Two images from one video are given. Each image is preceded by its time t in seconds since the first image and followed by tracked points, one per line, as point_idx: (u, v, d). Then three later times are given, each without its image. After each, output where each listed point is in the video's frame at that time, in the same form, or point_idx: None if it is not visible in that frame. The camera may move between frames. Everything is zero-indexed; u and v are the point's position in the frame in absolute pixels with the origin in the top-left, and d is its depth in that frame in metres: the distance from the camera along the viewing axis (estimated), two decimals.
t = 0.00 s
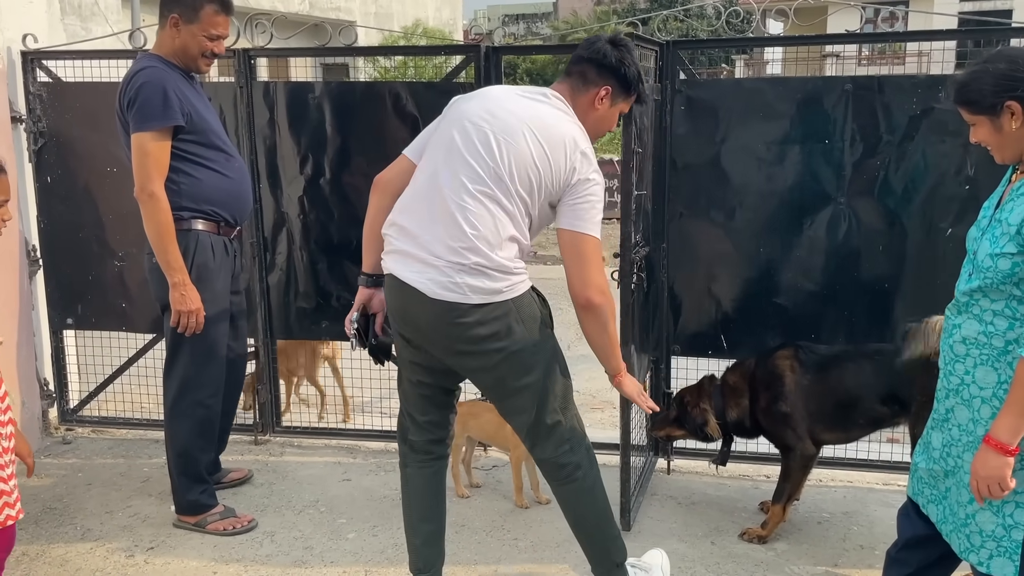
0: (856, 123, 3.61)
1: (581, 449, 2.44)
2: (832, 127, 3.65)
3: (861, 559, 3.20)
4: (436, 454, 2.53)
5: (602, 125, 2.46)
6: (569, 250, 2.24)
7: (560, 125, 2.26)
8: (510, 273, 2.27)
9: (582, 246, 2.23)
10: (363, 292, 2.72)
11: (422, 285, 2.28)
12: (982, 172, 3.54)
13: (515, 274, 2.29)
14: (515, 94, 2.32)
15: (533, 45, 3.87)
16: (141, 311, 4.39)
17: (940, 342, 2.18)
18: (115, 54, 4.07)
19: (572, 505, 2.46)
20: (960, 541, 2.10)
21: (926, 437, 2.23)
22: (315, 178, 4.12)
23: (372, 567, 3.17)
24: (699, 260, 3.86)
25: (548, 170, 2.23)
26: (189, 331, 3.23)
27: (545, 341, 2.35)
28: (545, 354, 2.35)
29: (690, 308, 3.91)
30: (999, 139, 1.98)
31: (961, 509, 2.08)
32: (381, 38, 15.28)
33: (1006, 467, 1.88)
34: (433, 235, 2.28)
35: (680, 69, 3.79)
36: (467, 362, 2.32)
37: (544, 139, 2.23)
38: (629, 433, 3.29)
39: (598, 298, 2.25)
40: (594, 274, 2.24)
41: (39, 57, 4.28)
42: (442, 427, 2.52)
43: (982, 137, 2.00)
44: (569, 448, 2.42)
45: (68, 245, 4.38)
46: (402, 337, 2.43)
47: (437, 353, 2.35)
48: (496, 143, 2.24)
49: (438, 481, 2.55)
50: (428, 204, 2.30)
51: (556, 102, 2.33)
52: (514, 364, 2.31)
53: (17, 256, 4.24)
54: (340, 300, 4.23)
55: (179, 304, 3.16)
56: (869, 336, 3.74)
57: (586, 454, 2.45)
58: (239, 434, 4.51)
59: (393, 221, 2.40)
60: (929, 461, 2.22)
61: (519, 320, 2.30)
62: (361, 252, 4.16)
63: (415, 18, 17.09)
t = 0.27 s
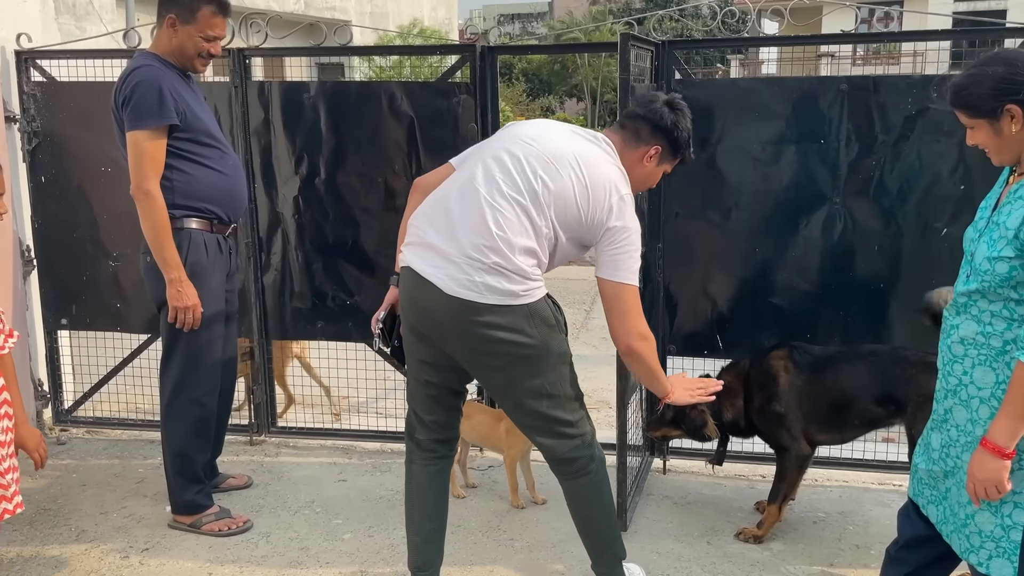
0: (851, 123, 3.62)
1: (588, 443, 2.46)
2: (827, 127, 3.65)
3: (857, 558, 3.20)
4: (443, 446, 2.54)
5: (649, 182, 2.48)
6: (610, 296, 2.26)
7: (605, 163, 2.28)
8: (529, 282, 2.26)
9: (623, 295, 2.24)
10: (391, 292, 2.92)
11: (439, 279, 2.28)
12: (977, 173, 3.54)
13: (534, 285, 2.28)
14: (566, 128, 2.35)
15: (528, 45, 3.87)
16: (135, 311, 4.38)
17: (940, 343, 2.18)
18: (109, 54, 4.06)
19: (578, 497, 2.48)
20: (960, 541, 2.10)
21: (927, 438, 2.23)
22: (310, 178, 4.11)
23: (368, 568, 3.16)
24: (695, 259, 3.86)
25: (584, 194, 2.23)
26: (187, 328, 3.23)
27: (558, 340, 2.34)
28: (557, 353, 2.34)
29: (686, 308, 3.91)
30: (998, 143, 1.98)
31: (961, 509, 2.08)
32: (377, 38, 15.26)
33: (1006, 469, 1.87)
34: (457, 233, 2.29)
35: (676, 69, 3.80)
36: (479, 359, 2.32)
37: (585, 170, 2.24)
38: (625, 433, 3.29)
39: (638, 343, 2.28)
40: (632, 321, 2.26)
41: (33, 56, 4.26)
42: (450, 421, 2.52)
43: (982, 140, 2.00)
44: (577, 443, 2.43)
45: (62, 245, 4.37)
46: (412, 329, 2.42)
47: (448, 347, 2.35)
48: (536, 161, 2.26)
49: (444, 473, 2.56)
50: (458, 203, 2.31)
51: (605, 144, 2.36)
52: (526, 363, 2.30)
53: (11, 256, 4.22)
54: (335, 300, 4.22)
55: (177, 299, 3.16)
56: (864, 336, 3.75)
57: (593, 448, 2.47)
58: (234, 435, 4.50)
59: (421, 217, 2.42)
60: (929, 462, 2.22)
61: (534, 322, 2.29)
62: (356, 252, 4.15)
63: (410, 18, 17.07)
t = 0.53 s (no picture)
0: (846, 123, 3.62)
1: (614, 437, 2.48)
2: (822, 127, 3.65)
3: (852, 558, 3.21)
4: (459, 447, 2.51)
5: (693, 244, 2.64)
6: (656, 347, 2.40)
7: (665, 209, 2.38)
8: (569, 285, 2.28)
9: (668, 349, 2.38)
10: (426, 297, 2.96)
11: (484, 265, 2.31)
12: (972, 172, 3.55)
13: (573, 290, 2.29)
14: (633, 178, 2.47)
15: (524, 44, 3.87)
16: (130, 310, 4.37)
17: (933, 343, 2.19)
18: (104, 53, 4.05)
19: (601, 491, 2.50)
20: (953, 541, 2.11)
21: (919, 437, 2.24)
22: (305, 177, 4.11)
23: (363, 568, 3.16)
24: (692, 259, 3.86)
25: (640, 222, 2.30)
26: (175, 321, 3.21)
27: (591, 336, 2.36)
28: (590, 349, 2.35)
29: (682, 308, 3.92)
30: (996, 144, 1.98)
31: (954, 510, 2.09)
32: (374, 37, 15.24)
33: (1004, 470, 1.88)
34: (510, 227, 2.33)
35: (671, 68, 3.80)
36: (514, 352, 2.32)
37: (644, 206, 2.33)
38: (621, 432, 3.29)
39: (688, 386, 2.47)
40: (676, 369, 2.41)
41: (28, 55, 4.25)
42: (469, 421, 2.49)
43: (979, 140, 2.00)
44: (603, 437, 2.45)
45: (56, 244, 4.36)
46: (443, 320, 2.41)
47: (480, 340, 2.34)
48: (601, 186, 2.35)
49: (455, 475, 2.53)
50: (516, 203, 2.38)
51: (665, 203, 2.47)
52: (560, 358, 2.31)
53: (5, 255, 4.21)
54: (331, 300, 4.21)
55: (161, 294, 3.14)
56: (860, 336, 3.75)
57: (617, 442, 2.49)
58: (229, 435, 4.49)
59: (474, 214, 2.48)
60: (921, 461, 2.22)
61: (573, 319, 2.30)
62: (352, 252, 4.14)
63: (407, 17, 17.05)
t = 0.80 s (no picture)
0: (843, 122, 3.62)
1: (626, 437, 2.45)
2: (819, 127, 3.65)
3: (848, 558, 3.20)
4: (465, 449, 2.45)
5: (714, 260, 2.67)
6: (655, 359, 2.38)
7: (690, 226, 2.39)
8: (595, 285, 2.24)
9: (666, 361, 2.36)
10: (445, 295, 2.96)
11: (512, 258, 2.26)
12: (969, 172, 3.55)
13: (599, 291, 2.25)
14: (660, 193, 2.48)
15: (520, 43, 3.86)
16: (126, 310, 4.35)
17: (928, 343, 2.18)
18: (99, 51, 4.04)
19: (609, 491, 2.48)
20: (947, 541, 2.10)
21: (913, 437, 2.23)
22: (301, 177, 4.09)
23: (358, 568, 3.15)
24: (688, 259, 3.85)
25: (669, 232, 2.30)
26: (153, 314, 3.19)
27: (612, 335, 2.31)
28: (610, 348, 2.31)
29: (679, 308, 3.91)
30: (995, 143, 1.98)
31: (948, 510, 2.08)
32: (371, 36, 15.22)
33: (1001, 471, 1.87)
34: (539, 223, 2.30)
35: (668, 67, 3.80)
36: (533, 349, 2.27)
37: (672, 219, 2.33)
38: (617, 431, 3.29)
39: (674, 402, 2.43)
40: (671, 382, 2.39)
41: (23, 53, 4.23)
42: (478, 422, 2.43)
43: (978, 139, 2.00)
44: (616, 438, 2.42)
45: (51, 243, 4.34)
46: (461, 314, 2.36)
47: (499, 335, 2.29)
48: (631, 193, 2.35)
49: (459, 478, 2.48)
50: (546, 200, 2.35)
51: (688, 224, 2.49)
52: (580, 356, 2.27)
53: None
54: (327, 299, 4.20)
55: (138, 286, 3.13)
56: (856, 336, 3.75)
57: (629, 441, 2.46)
58: (225, 435, 4.48)
59: (499, 211, 2.44)
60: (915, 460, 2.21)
61: (596, 317, 2.26)
62: (348, 251, 4.13)
63: (404, 16, 17.03)
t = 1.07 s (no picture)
0: (842, 122, 3.62)
1: (629, 438, 2.45)
2: (818, 126, 3.65)
3: (847, 558, 3.20)
4: (471, 447, 2.43)
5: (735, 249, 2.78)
6: (664, 354, 2.35)
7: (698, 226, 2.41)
8: (612, 282, 2.24)
9: (675, 359, 2.34)
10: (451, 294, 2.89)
11: (528, 255, 2.25)
12: (967, 173, 3.55)
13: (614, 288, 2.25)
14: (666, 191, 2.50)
15: (519, 43, 3.86)
16: (124, 309, 4.34)
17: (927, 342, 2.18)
18: (97, 50, 4.03)
19: (611, 491, 2.47)
20: (944, 540, 2.10)
21: (911, 437, 2.23)
22: (299, 176, 4.09)
23: (356, 568, 3.15)
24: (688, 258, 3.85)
25: (681, 230, 2.32)
26: (134, 306, 3.18)
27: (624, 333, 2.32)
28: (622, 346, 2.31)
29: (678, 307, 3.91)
30: (996, 143, 1.98)
31: (945, 509, 2.08)
32: (370, 35, 15.21)
33: (1000, 471, 1.87)
34: (554, 219, 2.29)
35: (667, 67, 3.80)
36: (546, 347, 2.26)
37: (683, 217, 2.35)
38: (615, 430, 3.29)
39: (674, 401, 2.41)
40: (675, 381, 2.38)
41: (20, 52, 4.22)
42: (484, 420, 2.41)
43: (980, 139, 2.00)
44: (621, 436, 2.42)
45: (49, 242, 4.33)
46: (473, 310, 2.34)
47: (511, 332, 2.28)
48: (644, 190, 2.35)
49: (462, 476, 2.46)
50: (561, 195, 2.34)
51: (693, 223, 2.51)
52: (592, 354, 2.26)
53: None
54: (325, 298, 4.19)
55: (122, 279, 3.11)
56: (855, 335, 3.75)
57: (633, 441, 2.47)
58: (223, 434, 4.47)
59: (511, 207, 2.42)
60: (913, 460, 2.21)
61: (609, 314, 2.26)
62: (346, 251, 4.13)
63: (403, 15, 17.02)
